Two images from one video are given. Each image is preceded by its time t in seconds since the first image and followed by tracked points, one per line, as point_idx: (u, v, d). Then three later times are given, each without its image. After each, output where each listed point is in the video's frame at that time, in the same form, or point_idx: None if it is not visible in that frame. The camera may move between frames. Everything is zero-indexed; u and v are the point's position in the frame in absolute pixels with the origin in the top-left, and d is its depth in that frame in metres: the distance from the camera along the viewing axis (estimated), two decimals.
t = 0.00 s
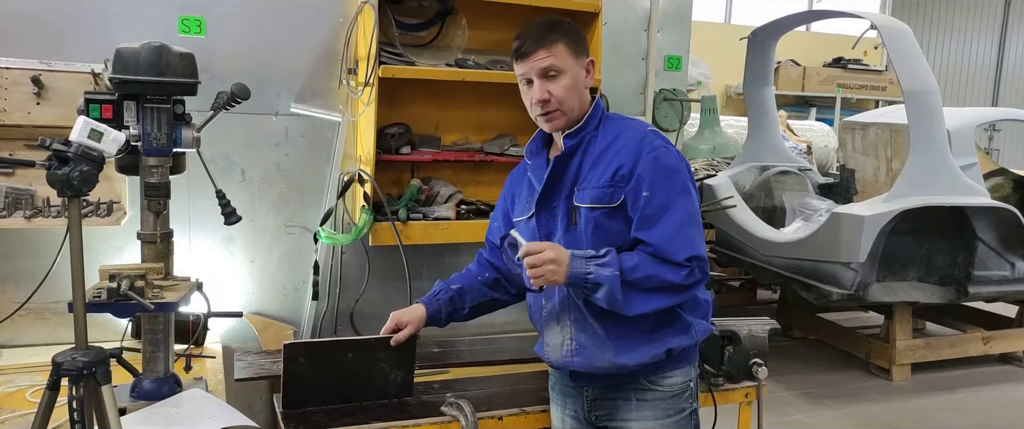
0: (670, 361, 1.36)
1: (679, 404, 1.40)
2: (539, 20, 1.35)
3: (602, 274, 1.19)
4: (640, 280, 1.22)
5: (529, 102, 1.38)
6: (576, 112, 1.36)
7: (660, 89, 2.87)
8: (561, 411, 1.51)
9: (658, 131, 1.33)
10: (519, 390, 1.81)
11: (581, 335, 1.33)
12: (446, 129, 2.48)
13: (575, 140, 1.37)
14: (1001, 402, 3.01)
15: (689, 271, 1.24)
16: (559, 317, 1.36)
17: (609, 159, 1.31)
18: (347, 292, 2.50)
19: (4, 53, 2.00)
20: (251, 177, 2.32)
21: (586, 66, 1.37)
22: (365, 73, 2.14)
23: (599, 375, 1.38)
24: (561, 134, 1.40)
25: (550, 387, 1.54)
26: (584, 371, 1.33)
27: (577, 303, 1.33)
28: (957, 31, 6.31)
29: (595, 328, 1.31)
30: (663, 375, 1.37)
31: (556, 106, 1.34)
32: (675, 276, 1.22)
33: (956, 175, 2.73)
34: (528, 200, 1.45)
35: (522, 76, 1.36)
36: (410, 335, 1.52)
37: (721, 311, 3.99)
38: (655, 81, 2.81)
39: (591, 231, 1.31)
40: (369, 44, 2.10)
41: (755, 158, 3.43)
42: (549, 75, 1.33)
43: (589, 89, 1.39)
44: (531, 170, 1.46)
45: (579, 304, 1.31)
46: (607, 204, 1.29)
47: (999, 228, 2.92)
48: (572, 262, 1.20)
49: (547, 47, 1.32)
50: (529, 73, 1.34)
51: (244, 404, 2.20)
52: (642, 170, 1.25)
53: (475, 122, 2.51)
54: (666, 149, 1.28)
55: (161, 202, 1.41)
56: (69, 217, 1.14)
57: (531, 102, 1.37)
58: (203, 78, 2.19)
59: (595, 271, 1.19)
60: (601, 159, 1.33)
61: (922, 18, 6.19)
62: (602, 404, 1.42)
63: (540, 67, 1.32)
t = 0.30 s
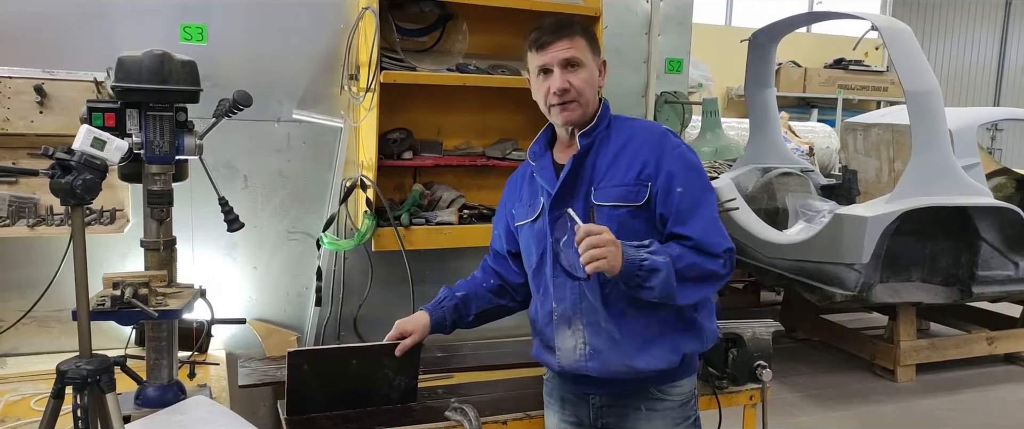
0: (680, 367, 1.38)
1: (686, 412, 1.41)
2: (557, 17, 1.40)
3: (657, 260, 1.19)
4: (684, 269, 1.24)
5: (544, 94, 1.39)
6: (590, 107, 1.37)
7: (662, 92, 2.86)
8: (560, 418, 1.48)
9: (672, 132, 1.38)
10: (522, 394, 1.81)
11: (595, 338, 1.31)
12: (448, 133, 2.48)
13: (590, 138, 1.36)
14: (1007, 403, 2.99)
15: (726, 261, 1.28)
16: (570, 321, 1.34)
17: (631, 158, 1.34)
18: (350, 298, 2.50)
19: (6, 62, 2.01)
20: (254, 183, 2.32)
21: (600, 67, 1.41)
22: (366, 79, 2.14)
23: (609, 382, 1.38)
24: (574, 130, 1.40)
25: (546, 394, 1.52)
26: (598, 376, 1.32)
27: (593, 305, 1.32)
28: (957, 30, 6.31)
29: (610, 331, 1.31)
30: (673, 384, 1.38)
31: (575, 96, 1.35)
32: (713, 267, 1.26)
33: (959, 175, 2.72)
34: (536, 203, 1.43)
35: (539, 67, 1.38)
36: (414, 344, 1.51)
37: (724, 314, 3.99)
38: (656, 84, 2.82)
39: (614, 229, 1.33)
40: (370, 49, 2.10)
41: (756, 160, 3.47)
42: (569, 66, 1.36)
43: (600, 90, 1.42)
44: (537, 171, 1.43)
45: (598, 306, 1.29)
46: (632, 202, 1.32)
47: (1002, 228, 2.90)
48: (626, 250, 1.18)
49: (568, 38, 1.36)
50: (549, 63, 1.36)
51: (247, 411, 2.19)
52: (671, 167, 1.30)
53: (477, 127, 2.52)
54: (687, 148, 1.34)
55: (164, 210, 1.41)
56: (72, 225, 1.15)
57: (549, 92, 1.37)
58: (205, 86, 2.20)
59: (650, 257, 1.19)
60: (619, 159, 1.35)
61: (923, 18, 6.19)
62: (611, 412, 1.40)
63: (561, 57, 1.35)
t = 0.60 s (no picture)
0: (682, 368, 1.37)
1: (687, 412, 1.41)
2: (568, 14, 1.40)
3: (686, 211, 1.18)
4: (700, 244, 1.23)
5: (551, 89, 1.39)
6: (596, 103, 1.37)
7: (663, 89, 2.86)
8: (562, 418, 1.49)
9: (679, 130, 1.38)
10: (525, 392, 1.80)
11: (598, 334, 1.31)
12: (449, 132, 2.48)
13: (596, 134, 1.37)
14: (1010, 398, 2.99)
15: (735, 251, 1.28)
16: (572, 315, 1.34)
17: (638, 153, 1.33)
18: (352, 297, 2.50)
19: (6, 64, 2.01)
20: (255, 183, 2.32)
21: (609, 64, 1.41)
22: (366, 78, 2.14)
23: (610, 381, 1.37)
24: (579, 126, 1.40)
25: (546, 394, 1.53)
26: (599, 372, 1.32)
27: (596, 299, 1.31)
28: (959, 25, 6.29)
29: (613, 327, 1.30)
30: (674, 384, 1.37)
31: (583, 92, 1.35)
32: (724, 254, 1.26)
33: (962, 170, 2.71)
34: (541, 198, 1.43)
35: (548, 62, 1.38)
36: (415, 341, 1.51)
37: (727, 310, 3.99)
38: (657, 81, 2.81)
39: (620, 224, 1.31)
40: (370, 48, 2.09)
41: (758, 157, 3.45)
42: (578, 62, 1.35)
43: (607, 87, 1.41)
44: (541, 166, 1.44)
45: (602, 300, 1.30)
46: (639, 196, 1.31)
47: (1005, 223, 2.90)
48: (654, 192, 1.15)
49: (578, 34, 1.36)
50: (558, 57, 1.36)
51: (250, 410, 2.19)
52: (680, 161, 1.29)
53: (478, 125, 2.52)
54: (695, 146, 1.33)
55: (165, 210, 1.41)
56: (73, 227, 1.15)
57: (556, 86, 1.37)
58: (205, 86, 2.20)
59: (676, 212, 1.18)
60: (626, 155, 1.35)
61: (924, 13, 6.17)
62: (611, 412, 1.41)
63: (570, 52, 1.35)
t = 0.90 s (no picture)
0: (686, 361, 1.38)
1: (693, 405, 1.41)
2: (563, 13, 1.41)
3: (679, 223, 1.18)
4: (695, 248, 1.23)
5: (544, 86, 1.38)
6: (589, 102, 1.37)
7: (663, 87, 2.86)
8: (567, 415, 1.49)
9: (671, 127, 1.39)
10: (524, 389, 1.81)
11: (604, 334, 1.32)
12: (448, 129, 2.48)
13: (591, 135, 1.37)
14: (1009, 396, 2.99)
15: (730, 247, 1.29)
16: (577, 317, 1.34)
17: (633, 153, 1.34)
18: (351, 294, 2.50)
19: (5, 60, 2.00)
20: (254, 180, 2.32)
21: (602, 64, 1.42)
22: (366, 74, 2.14)
23: (617, 378, 1.37)
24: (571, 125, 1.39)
25: (550, 391, 1.53)
26: (607, 371, 1.32)
27: (599, 300, 1.32)
28: (960, 23, 6.28)
29: (618, 327, 1.31)
30: (679, 377, 1.38)
31: (576, 90, 1.35)
32: (721, 252, 1.26)
33: (962, 168, 2.71)
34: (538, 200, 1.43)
35: (542, 60, 1.38)
36: (415, 339, 1.52)
37: (726, 308, 3.99)
38: (657, 78, 2.80)
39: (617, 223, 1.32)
40: (370, 44, 2.09)
41: (758, 154, 3.44)
42: (571, 60, 1.35)
43: (600, 87, 1.41)
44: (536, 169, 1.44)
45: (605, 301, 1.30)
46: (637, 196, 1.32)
47: (1005, 221, 2.90)
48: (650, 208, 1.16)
49: (573, 32, 1.36)
50: (552, 55, 1.36)
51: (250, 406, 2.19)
52: (675, 159, 1.30)
53: (478, 122, 2.51)
54: (688, 142, 1.34)
55: (164, 207, 1.41)
56: (72, 222, 1.15)
57: (549, 83, 1.37)
58: (205, 82, 2.19)
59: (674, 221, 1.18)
60: (621, 155, 1.35)
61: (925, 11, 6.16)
62: (616, 407, 1.41)
63: (564, 50, 1.35)
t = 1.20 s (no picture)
0: (692, 356, 1.38)
1: (698, 398, 1.41)
2: (561, 11, 1.40)
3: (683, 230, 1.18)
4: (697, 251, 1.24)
5: (543, 87, 1.38)
6: (588, 102, 1.37)
7: (661, 85, 2.85)
8: (572, 413, 1.49)
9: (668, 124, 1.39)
10: (523, 388, 1.80)
11: (612, 334, 1.32)
12: (447, 128, 2.48)
13: (590, 135, 1.37)
14: (1009, 393, 2.99)
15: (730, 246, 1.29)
16: (584, 318, 1.34)
17: (633, 153, 1.33)
18: (351, 292, 2.50)
19: (4, 59, 2.00)
20: (253, 179, 2.32)
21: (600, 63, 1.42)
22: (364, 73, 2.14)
23: (625, 375, 1.37)
24: (570, 125, 1.40)
25: (554, 389, 1.53)
26: (617, 370, 1.32)
27: (605, 302, 1.32)
28: (960, 20, 6.27)
29: (626, 326, 1.31)
30: (685, 371, 1.38)
31: (575, 91, 1.35)
32: (722, 252, 1.26)
33: (962, 166, 2.71)
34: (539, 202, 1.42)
35: (541, 60, 1.37)
36: (413, 337, 1.52)
37: (726, 306, 3.99)
38: (656, 77, 2.80)
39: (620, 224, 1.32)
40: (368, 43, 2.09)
41: (758, 152, 3.44)
42: (571, 60, 1.35)
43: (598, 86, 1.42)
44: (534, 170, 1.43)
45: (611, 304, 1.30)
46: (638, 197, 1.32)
47: (1005, 218, 2.90)
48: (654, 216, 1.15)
49: (571, 33, 1.36)
50: (551, 55, 1.36)
51: (248, 406, 2.19)
52: (674, 160, 1.30)
53: (477, 121, 2.51)
54: (686, 140, 1.34)
55: (162, 206, 1.41)
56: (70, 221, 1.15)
57: (548, 84, 1.37)
58: (203, 81, 2.19)
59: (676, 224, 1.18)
60: (621, 156, 1.35)
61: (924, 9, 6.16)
62: (624, 404, 1.41)
63: (563, 51, 1.35)
